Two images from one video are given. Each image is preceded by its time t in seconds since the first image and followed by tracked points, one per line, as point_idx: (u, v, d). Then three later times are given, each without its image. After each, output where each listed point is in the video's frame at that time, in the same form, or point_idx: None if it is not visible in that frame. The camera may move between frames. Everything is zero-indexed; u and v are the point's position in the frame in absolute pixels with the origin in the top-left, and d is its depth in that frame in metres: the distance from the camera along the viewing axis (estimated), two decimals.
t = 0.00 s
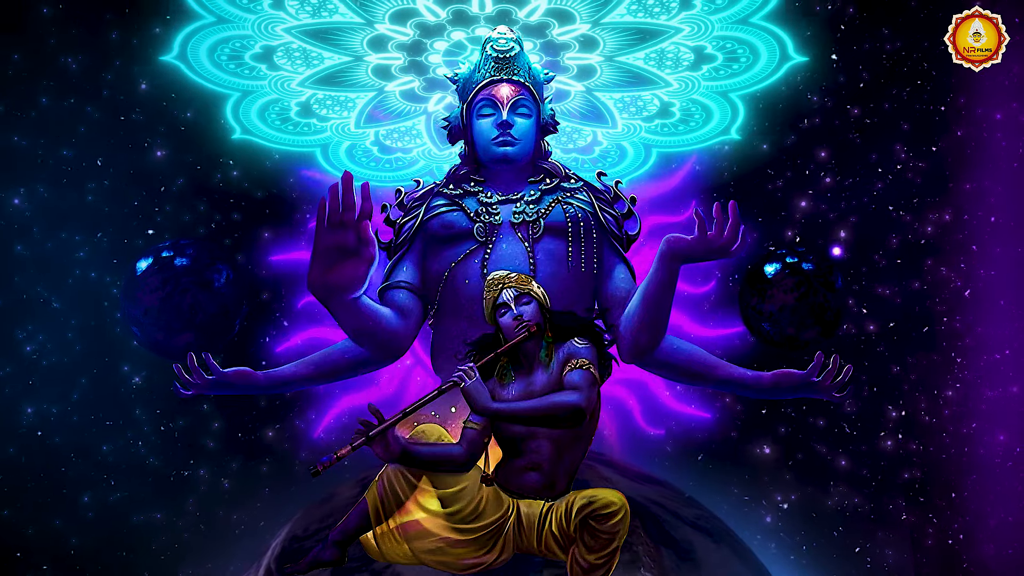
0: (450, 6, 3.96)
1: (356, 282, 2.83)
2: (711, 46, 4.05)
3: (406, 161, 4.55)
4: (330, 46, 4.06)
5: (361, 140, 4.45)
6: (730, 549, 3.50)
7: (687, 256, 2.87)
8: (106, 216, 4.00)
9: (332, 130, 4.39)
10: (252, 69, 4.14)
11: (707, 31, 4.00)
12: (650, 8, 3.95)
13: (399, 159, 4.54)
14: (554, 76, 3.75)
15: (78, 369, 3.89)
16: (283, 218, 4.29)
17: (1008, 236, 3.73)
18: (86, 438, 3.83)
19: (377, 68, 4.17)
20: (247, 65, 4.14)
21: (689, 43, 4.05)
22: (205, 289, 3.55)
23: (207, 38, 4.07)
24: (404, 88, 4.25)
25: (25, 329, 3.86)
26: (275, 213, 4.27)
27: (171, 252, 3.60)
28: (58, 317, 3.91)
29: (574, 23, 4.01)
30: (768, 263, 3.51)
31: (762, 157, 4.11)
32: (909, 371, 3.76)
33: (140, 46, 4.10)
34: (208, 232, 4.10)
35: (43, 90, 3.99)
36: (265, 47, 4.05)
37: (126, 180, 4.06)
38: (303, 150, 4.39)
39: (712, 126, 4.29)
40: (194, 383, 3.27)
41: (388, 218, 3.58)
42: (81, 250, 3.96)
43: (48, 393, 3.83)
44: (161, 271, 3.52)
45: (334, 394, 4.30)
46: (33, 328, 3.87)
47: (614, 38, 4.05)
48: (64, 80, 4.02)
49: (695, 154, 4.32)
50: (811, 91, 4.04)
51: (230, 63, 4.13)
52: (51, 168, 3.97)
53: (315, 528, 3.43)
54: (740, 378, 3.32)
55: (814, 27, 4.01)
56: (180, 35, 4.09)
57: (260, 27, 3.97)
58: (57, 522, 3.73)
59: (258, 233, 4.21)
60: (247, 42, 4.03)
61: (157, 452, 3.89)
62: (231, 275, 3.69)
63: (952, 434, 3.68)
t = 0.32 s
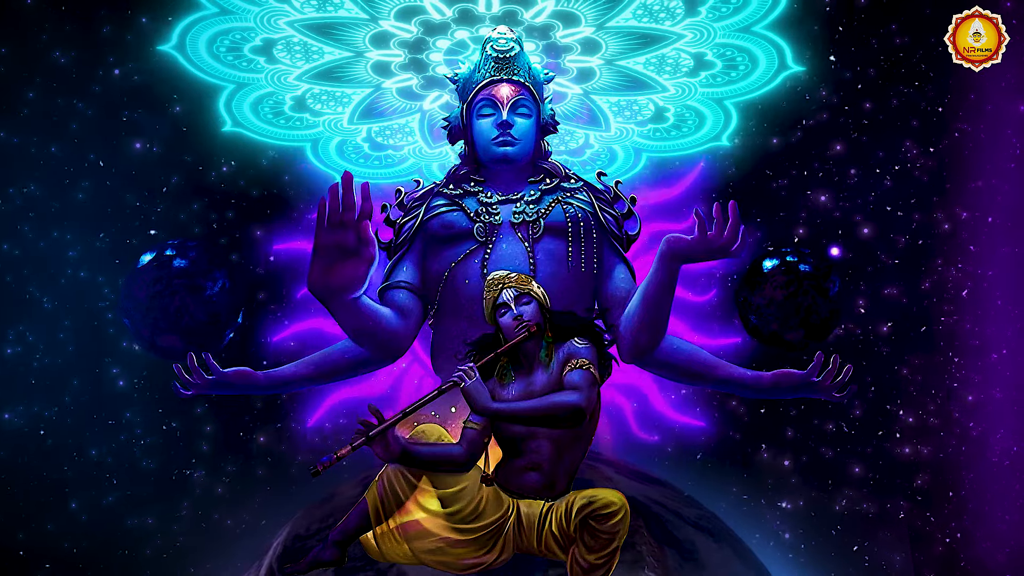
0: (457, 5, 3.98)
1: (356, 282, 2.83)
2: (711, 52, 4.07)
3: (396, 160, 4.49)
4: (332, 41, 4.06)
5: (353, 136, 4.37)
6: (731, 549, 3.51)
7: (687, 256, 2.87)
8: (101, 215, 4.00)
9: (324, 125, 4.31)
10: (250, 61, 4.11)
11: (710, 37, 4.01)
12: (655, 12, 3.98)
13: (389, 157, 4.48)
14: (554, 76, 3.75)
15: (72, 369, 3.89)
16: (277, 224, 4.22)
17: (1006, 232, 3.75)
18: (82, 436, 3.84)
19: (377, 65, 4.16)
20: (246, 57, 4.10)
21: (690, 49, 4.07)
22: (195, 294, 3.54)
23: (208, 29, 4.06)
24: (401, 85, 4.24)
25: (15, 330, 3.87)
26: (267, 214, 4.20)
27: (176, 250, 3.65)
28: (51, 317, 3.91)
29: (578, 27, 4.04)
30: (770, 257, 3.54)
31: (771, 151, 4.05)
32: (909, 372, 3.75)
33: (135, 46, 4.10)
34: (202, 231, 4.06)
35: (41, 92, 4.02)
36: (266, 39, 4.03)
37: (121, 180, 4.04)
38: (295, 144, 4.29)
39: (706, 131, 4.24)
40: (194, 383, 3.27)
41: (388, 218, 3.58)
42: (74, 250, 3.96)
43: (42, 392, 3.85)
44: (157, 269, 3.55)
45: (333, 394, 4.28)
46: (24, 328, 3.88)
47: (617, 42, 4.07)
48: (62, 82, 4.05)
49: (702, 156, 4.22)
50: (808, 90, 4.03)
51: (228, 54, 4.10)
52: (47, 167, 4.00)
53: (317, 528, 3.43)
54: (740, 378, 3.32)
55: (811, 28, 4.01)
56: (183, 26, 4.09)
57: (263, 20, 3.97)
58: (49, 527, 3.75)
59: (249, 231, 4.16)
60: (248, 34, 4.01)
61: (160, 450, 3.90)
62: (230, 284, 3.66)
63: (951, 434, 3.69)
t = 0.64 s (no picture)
0: (463, 5, 3.97)
1: (356, 282, 2.83)
2: (711, 59, 4.07)
3: (388, 155, 4.52)
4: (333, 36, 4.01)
5: (346, 132, 4.39)
6: (733, 549, 3.51)
7: (687, 257, 2.87)
8: (97, 215, 4.00)
9: (318, 121, 4.33)
10: (249, 55, 4.08)
11: (713, 43, 4.01)
12: (659, 17, 3.94)
13: (382, 154, 4.51)
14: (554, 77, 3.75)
15: (68, 367, 3.89)
16: (278, 224, 4.26)
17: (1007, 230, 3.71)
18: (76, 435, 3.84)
19: (376, 62, 4.12)
20: (245, 50, 4.06)
21: (690, 55, 4.07)
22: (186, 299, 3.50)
23: (208, 20, 4.02)
24: (399, 83, 4.22)
25: (6, 330, 3.87)
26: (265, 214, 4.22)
27: (178, 249, 3.64)
28: (43, 318, 3.90)
29: (582, 29, 4.02)
30: (770, 255, 3.52)
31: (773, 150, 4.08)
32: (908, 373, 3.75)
33: (132, 45, 4.11)
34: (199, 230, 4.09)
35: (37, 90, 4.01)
36: (267, 33, 3.99)
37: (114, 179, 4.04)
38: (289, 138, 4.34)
39: (701, 133, 4.34)
40: (193, 383, 3.28)
41: (388, 218, 3.58)
42: (68, 249, 3.96)
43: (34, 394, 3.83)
44: (154, 266, 3.53)
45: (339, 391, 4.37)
46: (16, 328, 3.87)
47: (619, 46, 4.05)
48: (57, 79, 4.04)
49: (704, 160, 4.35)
50: (806, 91, 4.04)
51: (226, 47, 4.06)
52: (41, 165, 4.00)
53: (319, 527, 3.44)
54: (740, 378, 3.32)
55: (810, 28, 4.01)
56: (182, 17, 4.06)
57: (265, 14, 3.92)
58: (43, 530, 3.72)
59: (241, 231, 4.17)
60: (249, 27, 3.96)
61: (157, 449, 3.91)
62: (223, 295, 3.59)
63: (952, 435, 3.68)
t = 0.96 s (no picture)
0: (469, 5, 3.97)
1: (357, 282, 2.83)
2: (710, 66, 4.09)
3: (379, 152, 4.58)
4: (337, 32, 3.98)
5: (338, 128, 4.42)
6: (734, 549, 3.52)
7: (687, 257, 2.87)
8: (92, 214, 4.00)
9: (311, 116, 4.35)
10: (248, 47, 4.03)
11: (714, 49, 4.01)
12: (663, 23, 3.97)
13: (374, 150, 4.57)
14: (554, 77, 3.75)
15: (61, 366, 3.85)
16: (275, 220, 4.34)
17: (1007, 230, 3.70)
18: (70, 434, 3.82)
19: (376, 58, 4.12)
20: (245, 43, 4.01)
21: (690, 62, 4.08)
22: (174, 301, 3.44)
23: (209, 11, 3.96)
24: (397, 79, 4.22)
25: None
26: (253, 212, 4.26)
27: (184, 250, 3.60)
28: (35, 318, 3.86)
29: (586, 32, 4.01)
30: (774, 252, 3.51)
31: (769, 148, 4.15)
32: (906, 373, 3.74)
33: (124, 42, 4.09)
34: (194, 229, 4.10)
35: (26, 85, 3.96)
36: (269, 26, 3.93)
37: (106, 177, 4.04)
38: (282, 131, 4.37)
39: (693, 139, 4.42)
40: (193, 383, 3.28)
41: (388, 218, 3.58)
42: (62, 248, 3.93)
43: (25, 393, 3.78)
44: (153, 263, 3.50)
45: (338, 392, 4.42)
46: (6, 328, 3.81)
47: (620, 49, 4.06)
48: (47, 75, 4.00)
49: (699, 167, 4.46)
50: (802, 92, 4.06)
51: (227, 39, 4.01)
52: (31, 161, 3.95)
53: (321, 527, 3.44)
54: (740, 378, 3.32)
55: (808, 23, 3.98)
56: (183, 5, 3.99)
57: (269, 7, 3.85)
58: (44, 521, 3.71)
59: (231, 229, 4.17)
60: (251, 19, 3.90)
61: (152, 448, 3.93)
62: (214, 304, 3.52)
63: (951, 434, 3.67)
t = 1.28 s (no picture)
0: (475, 5, 4.01)
1: (356, 282, 2.83)
2: (708, 71, 4.09)
3: (371, 150, 4.45)
4: (340, 27, 3.99)
5: (330, 123, 4.31)
6: (735, 549, 3.52)
7: (687, 257, 2.87)
8: (86, 212, 4.01)
9: (305, 111, 4.27)
10: (248, 40, 4.02)
11: (714, 55, 4.03)
12: (667, 28, 3.99)
13: (364, 147, 4.44)
14: (554, 77, 3.75)
15: (56, 360, 3.90)
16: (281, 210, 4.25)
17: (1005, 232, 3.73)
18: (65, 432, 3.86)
19: (377, 54, 4.11)
20: (245, 35, 4.01)
21: (690, 67, 4.09)
22: (163, 301, 3.43)
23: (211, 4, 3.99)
24: (396, 77, 4.19)
25: None
26: (252, 211, 4.19)
27: (186, 251, 3.54)
28: (28, 318, 3.91)
29: (589, 36, 4.04)
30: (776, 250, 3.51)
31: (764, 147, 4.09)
32: (906, 373, 3.73)
33: (120, 39, 4.11)
34: (189, 229, 4.08)
35: (20, 83, 4.04)
36: (272, 19, 3.95)
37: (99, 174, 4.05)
38: (275, 127, 4.28)
39: (686, 143, 4.32)
40: (193, 383, 3.27)
41: (388, 218, 3.58)
42: (56, 248, 3.97)
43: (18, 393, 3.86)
44: (153, 258, 3.51)
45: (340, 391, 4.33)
46: None
47: (622, 53, 4.08)
48: (41, 72, 4.05)
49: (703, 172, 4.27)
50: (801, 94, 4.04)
51: (228, 31, 4.01)
52: (20, 157, 4.02)
53: (323, 527, 3.45)
54: (740, 378, 3.32)
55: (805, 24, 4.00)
56: None
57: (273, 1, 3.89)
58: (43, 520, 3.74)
59: (224, 225, 4.13)
60: (254, 12, 3.93)
61: (149, 448, 3.91)
62: (201, 310, 3.44)
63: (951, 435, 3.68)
